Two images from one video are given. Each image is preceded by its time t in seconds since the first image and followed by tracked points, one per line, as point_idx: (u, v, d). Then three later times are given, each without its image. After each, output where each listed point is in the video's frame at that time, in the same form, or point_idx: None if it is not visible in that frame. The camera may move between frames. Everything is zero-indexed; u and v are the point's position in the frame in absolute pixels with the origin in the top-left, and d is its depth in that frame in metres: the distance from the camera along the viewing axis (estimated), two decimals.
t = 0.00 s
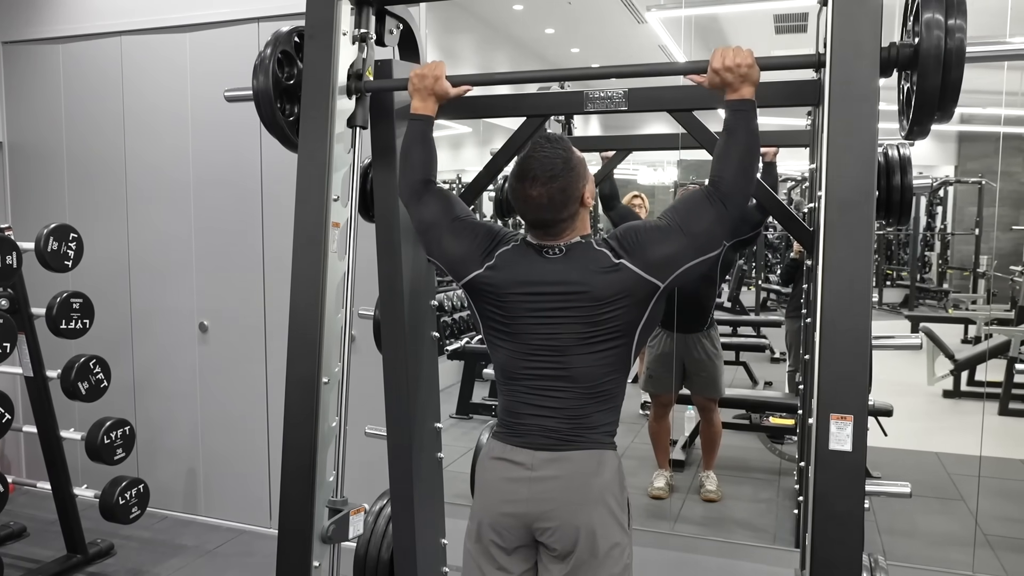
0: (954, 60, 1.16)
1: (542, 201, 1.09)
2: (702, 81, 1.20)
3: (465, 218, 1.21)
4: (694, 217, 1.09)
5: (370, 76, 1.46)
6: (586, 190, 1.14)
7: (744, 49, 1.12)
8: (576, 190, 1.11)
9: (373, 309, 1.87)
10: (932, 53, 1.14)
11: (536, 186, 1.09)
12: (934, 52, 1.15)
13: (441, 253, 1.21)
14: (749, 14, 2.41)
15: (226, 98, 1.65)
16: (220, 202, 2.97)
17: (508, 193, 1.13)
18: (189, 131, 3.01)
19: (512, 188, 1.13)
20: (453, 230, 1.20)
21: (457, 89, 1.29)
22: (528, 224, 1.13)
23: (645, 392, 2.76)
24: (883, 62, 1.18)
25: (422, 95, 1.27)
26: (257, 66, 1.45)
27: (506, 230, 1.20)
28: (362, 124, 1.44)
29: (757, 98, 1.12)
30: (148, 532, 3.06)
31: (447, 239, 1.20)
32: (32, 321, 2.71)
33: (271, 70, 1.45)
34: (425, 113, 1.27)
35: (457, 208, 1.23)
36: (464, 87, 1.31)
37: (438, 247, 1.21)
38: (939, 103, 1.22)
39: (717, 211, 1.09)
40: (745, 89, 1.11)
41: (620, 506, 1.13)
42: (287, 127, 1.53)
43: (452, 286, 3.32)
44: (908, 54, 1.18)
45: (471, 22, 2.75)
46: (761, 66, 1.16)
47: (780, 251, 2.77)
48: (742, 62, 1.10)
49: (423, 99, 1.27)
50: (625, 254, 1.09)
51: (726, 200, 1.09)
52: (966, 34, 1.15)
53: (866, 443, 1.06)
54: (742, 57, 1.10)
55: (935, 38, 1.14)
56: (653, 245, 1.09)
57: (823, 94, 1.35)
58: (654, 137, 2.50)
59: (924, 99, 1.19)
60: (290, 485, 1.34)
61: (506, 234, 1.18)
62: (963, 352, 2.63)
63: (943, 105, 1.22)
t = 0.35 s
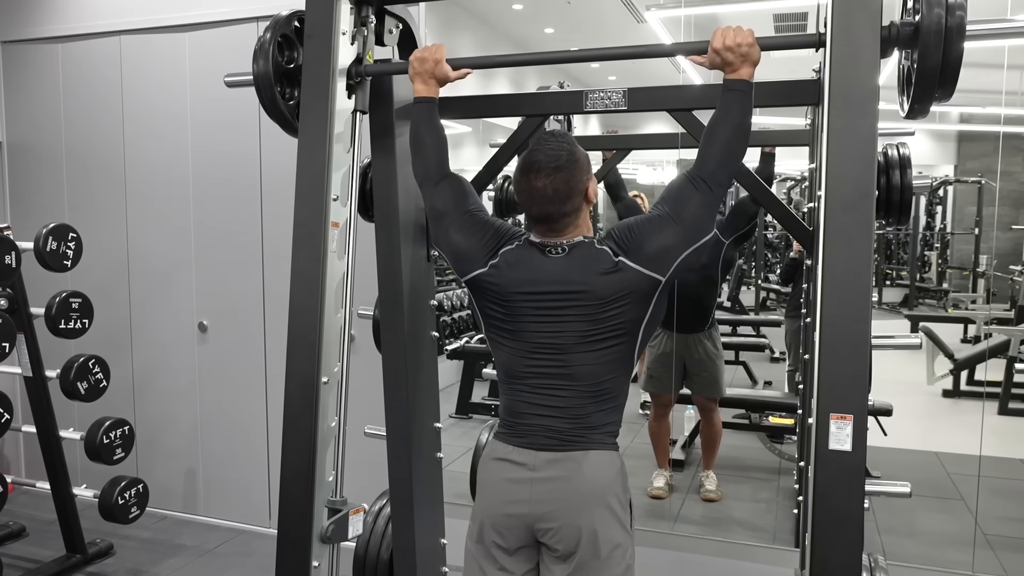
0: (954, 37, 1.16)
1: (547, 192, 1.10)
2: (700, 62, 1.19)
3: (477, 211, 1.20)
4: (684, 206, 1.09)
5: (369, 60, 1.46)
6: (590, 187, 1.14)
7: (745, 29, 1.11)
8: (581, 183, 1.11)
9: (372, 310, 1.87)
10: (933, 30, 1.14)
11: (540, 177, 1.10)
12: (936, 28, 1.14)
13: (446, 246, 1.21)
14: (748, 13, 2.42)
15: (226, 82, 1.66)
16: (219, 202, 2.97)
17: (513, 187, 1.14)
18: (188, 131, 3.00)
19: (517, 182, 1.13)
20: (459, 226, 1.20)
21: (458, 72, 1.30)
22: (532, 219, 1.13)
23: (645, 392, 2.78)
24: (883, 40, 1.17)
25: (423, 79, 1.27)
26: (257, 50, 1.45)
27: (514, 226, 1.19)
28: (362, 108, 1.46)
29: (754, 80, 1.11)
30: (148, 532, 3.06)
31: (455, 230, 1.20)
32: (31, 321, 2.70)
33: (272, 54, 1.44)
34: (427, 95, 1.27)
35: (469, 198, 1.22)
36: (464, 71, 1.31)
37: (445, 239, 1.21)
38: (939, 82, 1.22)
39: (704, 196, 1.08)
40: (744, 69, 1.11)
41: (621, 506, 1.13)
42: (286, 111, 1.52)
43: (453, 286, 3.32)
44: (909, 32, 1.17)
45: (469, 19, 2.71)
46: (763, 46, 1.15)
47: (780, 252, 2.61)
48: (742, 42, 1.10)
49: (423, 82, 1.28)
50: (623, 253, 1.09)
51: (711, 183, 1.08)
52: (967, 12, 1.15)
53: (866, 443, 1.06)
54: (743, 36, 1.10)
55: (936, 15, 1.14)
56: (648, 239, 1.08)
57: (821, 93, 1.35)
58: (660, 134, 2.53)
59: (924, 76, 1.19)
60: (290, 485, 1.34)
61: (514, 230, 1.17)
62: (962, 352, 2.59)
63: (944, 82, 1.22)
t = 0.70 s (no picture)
0: (953, 36, 1.16)
1: (549, 191, 1.10)
2: (699, 62, 1.19)
3: (477, 211, 1.21)
4: (682, 205, 1.09)
5: (369, 60, 1.46)
6: (591, 187, 1.14)
7: (743, 29, 1.11)
8: (582, 184, 1.11)
9: (372, 309, 1.87)
10: (933, 29, 1.14)
11: (543, 176, 1.10)
12: (934, 28, 1.14)
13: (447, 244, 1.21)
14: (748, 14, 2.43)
15: (225, 82, 1.66)
16: (219, 202, 2.97)
17: (515, 186, 1.14)
18: (188, 131, 3.00)
19: (518, 181, 1.14)
20: (459, 225, 1.20)
21: (457, 72, 1.30)
22: (533, 219, 1.13)
23: (645, 392, 2.78)
24: (883, 40, 1.16)
25: (422, 78, 1.27)
26: (256, 49, 1.45)
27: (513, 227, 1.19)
28: (361, 108, 1.46)
29: (753, 80, 1.11)
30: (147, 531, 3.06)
31: (455, 229, 1.20)
32: (31, 321, 2.70)
33: (271, 53, 1.44)
34: (426, 95, 1.27)
35: (469, 198, 1.22)
36: (464, 71, 1.31)
37: (446, 238, 1.21)
38: (938, 81, 1.22)
39: (702, 195, 1.08)
40: (743, 69, 1.11)
41: (620, 506, 1.13)
42: (286, 111, 1.52)
43: (453, 287, 3.33)
44: (908, 31, 1.17)
45: (468, 18, 2.71)
46: (762, 45, 1.15)
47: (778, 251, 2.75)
48: (741, 41, 1.09)
49: (423, 82, 1.28)
50: (622, 253, 1.10)
51: (708, 182, 1.08)
52: (966, 12, 1.15)
53: (865, 443, 1.07)
54: (742, 36, 1.10)
55: (935, 15, 1.14)
56: (647, 239, 1.09)
57: (820, 93, 1.35)
58: (660, 134, 2.53)
59: (923, 75, 1.19)
60: (289, 485, 1.34)
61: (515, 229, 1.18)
62: (961, 351, 2.59)
63: (943, 81, 1.22)
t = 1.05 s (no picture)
0: (950, 37, 1.17)
1: (548, 190, 1.10)
2: (698, 62, 1.19)
3: (474, 210, 1.21)
4: (681, 205, 1.09)
5: (368, 61, 1.46)
6: (590, 186, 1.14)
7: (741, 29, 1.11)
8: (581, 182, 1.12)
9: (372, 310, 1.88)
10: (930, 29, 1.14)
11: (542, 175, 1.10)
12: (932, 28, 1.14)
13: (445, 243, 1.21)
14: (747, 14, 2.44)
15: (224, 82, 1.65)
16: (218, 202, 2.97)
17: (515, 185, 1.14)
18: (187, 132, 3.00)
19: (518, 180, 1.14)
20: (456, 224, 1.20)
21: (455, 72, 1.30)
22: (533, 218, 1.13)
23: (644, 391, 2.78)
24: (881, 39, 1.16)
25: (421, 79, 1.27)
26: (255, 51, 1.45)
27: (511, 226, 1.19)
28: (361, 109, 1.45)
29: (752, 80, 1.11)
30: (147, 532, 3.06)
31: (452, 228, 1.20)
32: (31, 322, 2.70)
33: (270, 54, 1.45)
34: (425, 95, 1.27)
35: (466, 197, 1.22)
36: (463, 71, 1.31)
37: (444, 238, 1.21)
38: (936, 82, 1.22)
39: (701, 194, 1.08)
40: (741, 69, 1.11)
41: (620, 507, 1.13)
42: (286, 112, 1.53)
43: (452, 287, 3.33)
44: (905, 31, 1.17)
45: (466, 18, 2.70)
46: (760, 46, 1.15)
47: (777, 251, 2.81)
48: (740, 41, 1.09)
49: (422, 82, 1.28)
50: (620, 252, 1.10)
51: (707, 181, 1.08)
52: (964, 12, 1.15)
53: (864, 443, 1.07)
54: (740, 36, 1.09)
55: (933, 15, 1.14)
56: (646, 238, 1.09)
57: (818, 93, 1.35)
58: (658, 134, 2.52)
59: (920, 76, 1.19)
60: (288, 486, 1.34)
61: (512, 228, 1.18)
62: (961, 350, 2.60)
63: (941, 81, 1.23)
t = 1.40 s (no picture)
0: (949, 37, 1.17)
1: (548, 191, 1.10)
2: (698, 64, 1.19)
3: (473, 211, 1.21)
4: (681, 206, 1.09)
5: (368, 62, 1.46)
6: (590, 187, 1.14)
7: (740, 30, 1.11)
8: (582, 183, 1.12)
9: (371, 310, 1.88)
10: (929, 30, 1.14)
11: (542, 176, 1.10)
12: (930, 29, 1.14)
13: (445, 243, 1.21)
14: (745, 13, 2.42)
15: (224, 83, 1.65)
16: (219, 202, 2.97)
17: (515, 186, 1.14)
18: (187, 132, 3.01)
19: (518, 181, 1.14)
20: (456, 224, 1.20)
21: (455, 73, 1.30)
22: (533, 218, 1.14)
23: (644, 391, 2.78)
24: (879, 40, 1.15)
25: (420, 80, 1.27)
26: (255, 52, 1.45)
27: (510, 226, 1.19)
28: (360, 110, 1.45)
29: (751, 80, 1.12)
30: (147, 532, 3.06)
31: (451, 228, 1.20)
32: (31, 323, 2.70)
33: (270, 55, 1.45)
34: (424, 96, 1.27)
35: (465, 198, 1.23)
36: (462, 72, 1.31)
37: (443, 238, 1.21)
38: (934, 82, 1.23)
39: (701, 196, 1.08)
40: (741, 70, 1.11)
41: (620, 507, 1.13)
42: (286, 113, 1.53)
43: (452, 287, 3.33)
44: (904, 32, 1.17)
45: (466, 18, 2.71)
46: (759, 47, 1.15)
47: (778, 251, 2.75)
48: (738, 42, 1.10)
49: (421, 83, 1.28)
50: (620, 253, 1.10)
51: (707, 183, 1.08)
52: (962, 13, 1.16)
53: (863, 442, 1.07)
54: (738, 37, 1.10)
55: (931, 16, 1.14)
56: (645, 240, 1.09)
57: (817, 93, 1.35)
58: (658, 134, 2.54)
59: (919, 77, 1.19)
60: (288, 486, 1.34)
61: (511, 228, 1.18)
62: (960, 350, 2.60)
63: (940, 81, 1.23)
